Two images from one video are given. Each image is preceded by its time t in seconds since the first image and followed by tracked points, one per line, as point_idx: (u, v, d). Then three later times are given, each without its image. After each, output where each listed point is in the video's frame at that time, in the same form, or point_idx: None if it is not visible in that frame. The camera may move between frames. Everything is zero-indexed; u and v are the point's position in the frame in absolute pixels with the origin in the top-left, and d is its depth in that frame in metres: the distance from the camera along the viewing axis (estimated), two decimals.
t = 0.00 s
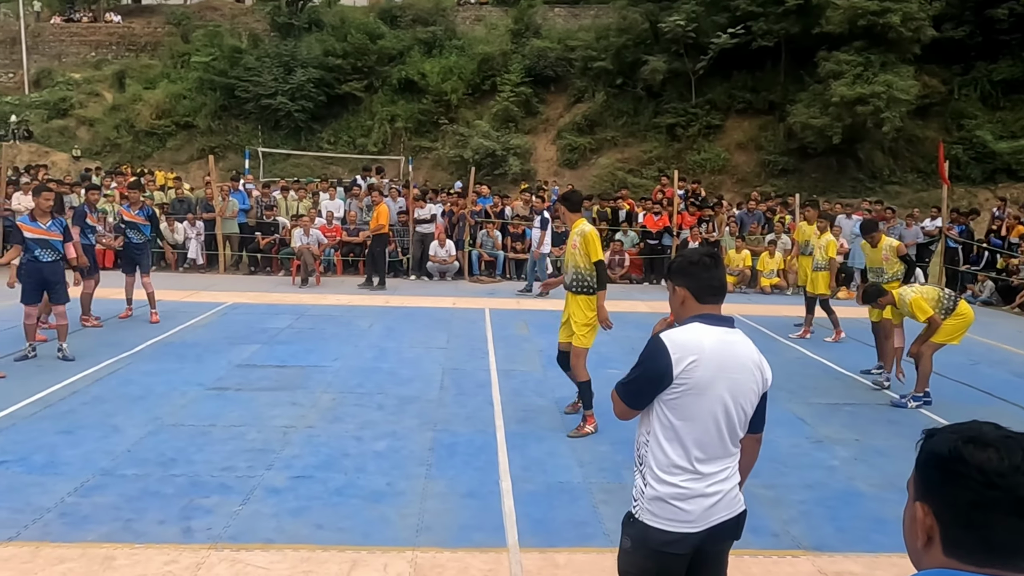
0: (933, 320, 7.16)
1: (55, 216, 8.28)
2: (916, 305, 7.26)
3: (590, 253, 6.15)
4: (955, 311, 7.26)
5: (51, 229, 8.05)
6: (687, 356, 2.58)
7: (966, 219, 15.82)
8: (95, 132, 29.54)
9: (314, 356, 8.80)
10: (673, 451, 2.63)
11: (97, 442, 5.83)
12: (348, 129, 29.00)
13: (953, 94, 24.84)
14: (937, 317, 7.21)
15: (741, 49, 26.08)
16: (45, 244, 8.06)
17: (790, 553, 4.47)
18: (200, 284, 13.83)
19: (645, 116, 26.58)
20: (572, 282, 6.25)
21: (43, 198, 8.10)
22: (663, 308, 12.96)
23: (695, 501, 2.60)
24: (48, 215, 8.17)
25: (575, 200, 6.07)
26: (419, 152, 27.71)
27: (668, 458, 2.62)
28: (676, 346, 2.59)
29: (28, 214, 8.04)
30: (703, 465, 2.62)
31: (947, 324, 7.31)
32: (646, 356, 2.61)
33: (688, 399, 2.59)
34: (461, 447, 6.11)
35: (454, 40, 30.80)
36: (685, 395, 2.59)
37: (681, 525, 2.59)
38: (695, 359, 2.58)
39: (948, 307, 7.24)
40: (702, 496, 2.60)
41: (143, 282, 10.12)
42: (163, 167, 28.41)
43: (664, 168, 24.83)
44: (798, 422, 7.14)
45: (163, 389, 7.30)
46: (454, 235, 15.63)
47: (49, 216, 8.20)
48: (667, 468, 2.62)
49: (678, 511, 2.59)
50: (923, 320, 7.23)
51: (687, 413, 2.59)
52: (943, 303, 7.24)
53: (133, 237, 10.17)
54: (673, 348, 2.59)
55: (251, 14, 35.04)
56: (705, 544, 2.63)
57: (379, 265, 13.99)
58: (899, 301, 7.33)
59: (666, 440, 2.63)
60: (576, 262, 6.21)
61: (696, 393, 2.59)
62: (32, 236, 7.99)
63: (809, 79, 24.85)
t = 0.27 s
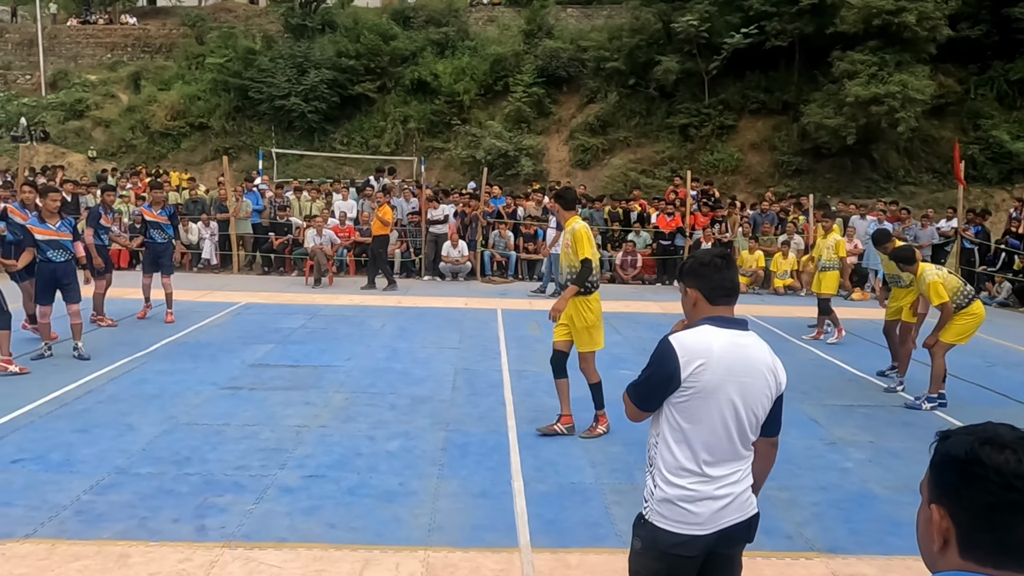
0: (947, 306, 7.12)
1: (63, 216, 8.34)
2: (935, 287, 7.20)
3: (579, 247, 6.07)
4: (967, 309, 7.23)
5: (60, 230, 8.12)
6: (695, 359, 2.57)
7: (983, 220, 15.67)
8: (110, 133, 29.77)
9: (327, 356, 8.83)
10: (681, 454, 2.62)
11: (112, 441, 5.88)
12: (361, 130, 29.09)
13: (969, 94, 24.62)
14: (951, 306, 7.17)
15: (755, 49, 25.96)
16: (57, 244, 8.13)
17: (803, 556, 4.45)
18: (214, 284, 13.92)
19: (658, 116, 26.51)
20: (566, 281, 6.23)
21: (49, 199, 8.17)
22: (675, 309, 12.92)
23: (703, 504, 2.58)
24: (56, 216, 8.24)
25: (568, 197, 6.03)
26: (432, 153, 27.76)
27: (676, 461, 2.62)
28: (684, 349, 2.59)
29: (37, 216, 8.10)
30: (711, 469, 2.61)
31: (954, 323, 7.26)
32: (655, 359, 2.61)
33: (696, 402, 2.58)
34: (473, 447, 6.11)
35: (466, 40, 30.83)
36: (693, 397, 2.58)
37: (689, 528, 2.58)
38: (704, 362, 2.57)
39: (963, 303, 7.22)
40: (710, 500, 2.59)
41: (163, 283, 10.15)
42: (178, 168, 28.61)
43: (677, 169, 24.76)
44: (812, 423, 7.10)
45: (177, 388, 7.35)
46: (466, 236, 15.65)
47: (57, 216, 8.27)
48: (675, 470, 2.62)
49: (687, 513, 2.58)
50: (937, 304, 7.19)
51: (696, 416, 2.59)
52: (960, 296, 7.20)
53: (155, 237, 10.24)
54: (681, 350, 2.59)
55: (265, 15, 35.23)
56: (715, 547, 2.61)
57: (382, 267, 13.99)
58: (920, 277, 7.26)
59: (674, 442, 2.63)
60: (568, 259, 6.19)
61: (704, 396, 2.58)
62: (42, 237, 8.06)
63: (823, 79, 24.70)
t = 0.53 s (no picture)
0: (972, 292, 7.02)
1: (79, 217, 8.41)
2: (964, 272, 7.08)
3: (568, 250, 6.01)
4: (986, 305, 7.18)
5: (77, 231, 8.20)
6: (713, 362, 2.55)
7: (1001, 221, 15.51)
8: (127, 135, 30.02)
9: (341, 357, 8.87)
10: (699, 458, 2.61)
11: (129, 440, 5.93)
12: (376, 132, 29.19)
13: (987, 94, 24.36)
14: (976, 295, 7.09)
15: (770, 49, 25.83)
16: (74, 245, 8.23)
17: (818, 559, 4.41)
18: (230, 286, 14.01)
19: (672, 117, 26.44)
20: (556, 283, 6.21)
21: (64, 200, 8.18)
22: (689, 310, 12.87)
23: (721, 507, 2.58)
24: (72, 217, 8.29)
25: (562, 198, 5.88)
26: (445, 154, 27.82)
27: (693, 465, 2.61)
28: (701, 352, 2.57)
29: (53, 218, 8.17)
30: (729, 472, 2.60)
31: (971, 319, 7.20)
32: (671, 363, 2.59)
33: (714, 406, 2.57)
34: (487, 448, 6.11)
35: (480, 42, 30.87)
36: (711, 401, 2.56)
37: (707, 531, 2.58)
38: (721, 365, 2.55)
39: (985, 297, 7.16)
40: (728, 504, 2.58)
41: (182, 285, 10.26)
42: (194, 170, 28.82)
43: (691, 170, 24.69)
44: (827, 426, 7.05)
45: (194, 388, 7.41)
46: (480, 237, 15.67)
47: (73, 218, 8.32)
48: (692, 474, 2.61)
49: (704, 517, 2.58)
50: (962, 289, 7.08)
51: (713, 420, 2.58)
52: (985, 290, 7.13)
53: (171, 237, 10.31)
54: (697, 353, 2.57)
55: (280, 18, 35.44)
56: (732, 549, 2.61)
57: (390, 267, 14.04)
58: (951, 260, 7.12)
59: (692, 446, 2.61)
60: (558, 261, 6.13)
61: (722, 399, 2.57)
62: (59, 239, 8.15)
63: (839, 79, 24.54)
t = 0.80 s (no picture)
0: (1004, 287, 7.01)
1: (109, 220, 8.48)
2: (998, 267, 7.08)
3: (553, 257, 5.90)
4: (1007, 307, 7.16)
5: (104, 234, 8.26)
6: (734, 366, 2.53)
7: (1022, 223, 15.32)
8: (146, 137, 30.31)
9: (357, 357, 8.90)
10: (719, 463, 2.59)
11: (148, 440, 5.99)
12: (392, 133, 29.30)
13: (1009, 94, 24.06)
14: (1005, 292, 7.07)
15: (787, 49, 25.66)
16: (101, 248, 8.31)
17: (836, 563, 4.38)
18: (247, 286, 14.11)
19: (689, 118, 26.35)
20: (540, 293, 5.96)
21: (94, 203, 8.28)
22: (706, 312, 12.82)
23: (741, 513, 2.56)
24: (102, 220, 8.36)
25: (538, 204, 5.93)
26: (461, 156, 27.88)
27: (714, 470, 2.58)
28: (723, 355, 2.54)
29: (83, 220, 8.27)
30: (749, 476, 2.59)
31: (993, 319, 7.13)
32: (692, 368, 2.56)
33: (736, 410, 2.55)
34: (502, 449, 6.11)
35: (496, 44, 30.90)
36: (733, 405, 2.54)
37: (728, 536, 2.56)
38: (744, 369, 2.53)
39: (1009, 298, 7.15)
40: (749, 508, 2.57)
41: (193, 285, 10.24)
42: (212, 172, 29.04)
43: (708, 171, 24.59)
44: (845, 429, 6.99)
45: (211, 388, 7.46)
46: (496, 239, 15.69)
47: (103, 220, 8.39)
48: (712, 479, 2.59)
49: (725, 521, 2.56)
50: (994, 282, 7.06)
51: (735, 424, 2.56)
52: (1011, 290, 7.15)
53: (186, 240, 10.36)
54: (719, 357, 2.54)
55: (297, 20, 35.64)
56: (752, 554, 2.60)
57: (406, 269, 14.07)
58: (991, 251, 7.07)
59: (713, 450, 2.59)
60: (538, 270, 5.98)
61: (744, 404, 2.55)
62: (88, 241, 8.24)
63: (857, 80, 24.36)
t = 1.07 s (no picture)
0: None
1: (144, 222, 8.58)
2: None
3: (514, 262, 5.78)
4: None
5: (137, 235, 8.34)
6: (763, 367, 2.50)
7: None
8: (166, 139, 30.60)
9: (374, 358, 8.94)
10: (749, 466, 2.55)
11: (168, 439, 6.04)
12: (409, 135, 29.38)
13: None
14: None
15: (806, 49, 25.48)
16: (134, 249, 8.37)
17: (855, 567, 4.34)
18: (266, 287, 14.21)
19: (706, 119, 26.24)
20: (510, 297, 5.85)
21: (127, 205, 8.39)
22: (723, 314, 12.76)
23: (770, 515, 2.55)
24: (136, 222, 8.47)
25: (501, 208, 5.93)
26: (478, 157, 27.90)
27: (743, 474, 2.55)
28: (750, 357, 2.50)
29: (118, 221, 8.40)
30: (778, 478, 2.56)
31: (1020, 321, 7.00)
32: (722, 371, 2.50)
33: (765, 412, 2.52)
34: (519, 450, 6.11)
35: (513, 45, 30.92)
36: (763, 407, 2.50)
37: (756, 541, 2.55)
38: (771, 369, 2.50)
39: None
40: (777, 512, 2.55)
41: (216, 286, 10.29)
42: (231, 173, 29.28)
43: (726, 172, 24.46)
44: (864, 432, 6.93)
45: (230, 388, 7.52)
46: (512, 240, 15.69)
47: (137, 222, 8.49)
48: (742, 483, 2.56)
49: (754, 526, 2.54)
50: None
51: (765, 427, 2.52)
52: None
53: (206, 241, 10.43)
54: (747, 358, 2.50)
55: (315, 22, 35.86)
56: (779, 556, 2.59)
57: (423, 270, 14.10)
58: None
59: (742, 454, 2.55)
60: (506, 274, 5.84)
61: (774, 405, 2.51)
62: (121, 242, 8.32)
63: (877, 80, 24.13)
